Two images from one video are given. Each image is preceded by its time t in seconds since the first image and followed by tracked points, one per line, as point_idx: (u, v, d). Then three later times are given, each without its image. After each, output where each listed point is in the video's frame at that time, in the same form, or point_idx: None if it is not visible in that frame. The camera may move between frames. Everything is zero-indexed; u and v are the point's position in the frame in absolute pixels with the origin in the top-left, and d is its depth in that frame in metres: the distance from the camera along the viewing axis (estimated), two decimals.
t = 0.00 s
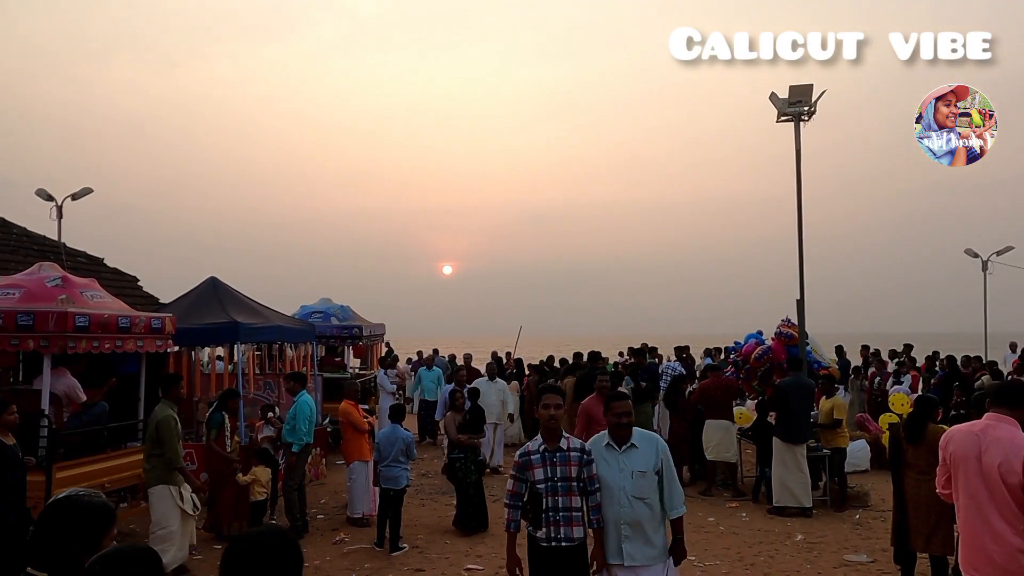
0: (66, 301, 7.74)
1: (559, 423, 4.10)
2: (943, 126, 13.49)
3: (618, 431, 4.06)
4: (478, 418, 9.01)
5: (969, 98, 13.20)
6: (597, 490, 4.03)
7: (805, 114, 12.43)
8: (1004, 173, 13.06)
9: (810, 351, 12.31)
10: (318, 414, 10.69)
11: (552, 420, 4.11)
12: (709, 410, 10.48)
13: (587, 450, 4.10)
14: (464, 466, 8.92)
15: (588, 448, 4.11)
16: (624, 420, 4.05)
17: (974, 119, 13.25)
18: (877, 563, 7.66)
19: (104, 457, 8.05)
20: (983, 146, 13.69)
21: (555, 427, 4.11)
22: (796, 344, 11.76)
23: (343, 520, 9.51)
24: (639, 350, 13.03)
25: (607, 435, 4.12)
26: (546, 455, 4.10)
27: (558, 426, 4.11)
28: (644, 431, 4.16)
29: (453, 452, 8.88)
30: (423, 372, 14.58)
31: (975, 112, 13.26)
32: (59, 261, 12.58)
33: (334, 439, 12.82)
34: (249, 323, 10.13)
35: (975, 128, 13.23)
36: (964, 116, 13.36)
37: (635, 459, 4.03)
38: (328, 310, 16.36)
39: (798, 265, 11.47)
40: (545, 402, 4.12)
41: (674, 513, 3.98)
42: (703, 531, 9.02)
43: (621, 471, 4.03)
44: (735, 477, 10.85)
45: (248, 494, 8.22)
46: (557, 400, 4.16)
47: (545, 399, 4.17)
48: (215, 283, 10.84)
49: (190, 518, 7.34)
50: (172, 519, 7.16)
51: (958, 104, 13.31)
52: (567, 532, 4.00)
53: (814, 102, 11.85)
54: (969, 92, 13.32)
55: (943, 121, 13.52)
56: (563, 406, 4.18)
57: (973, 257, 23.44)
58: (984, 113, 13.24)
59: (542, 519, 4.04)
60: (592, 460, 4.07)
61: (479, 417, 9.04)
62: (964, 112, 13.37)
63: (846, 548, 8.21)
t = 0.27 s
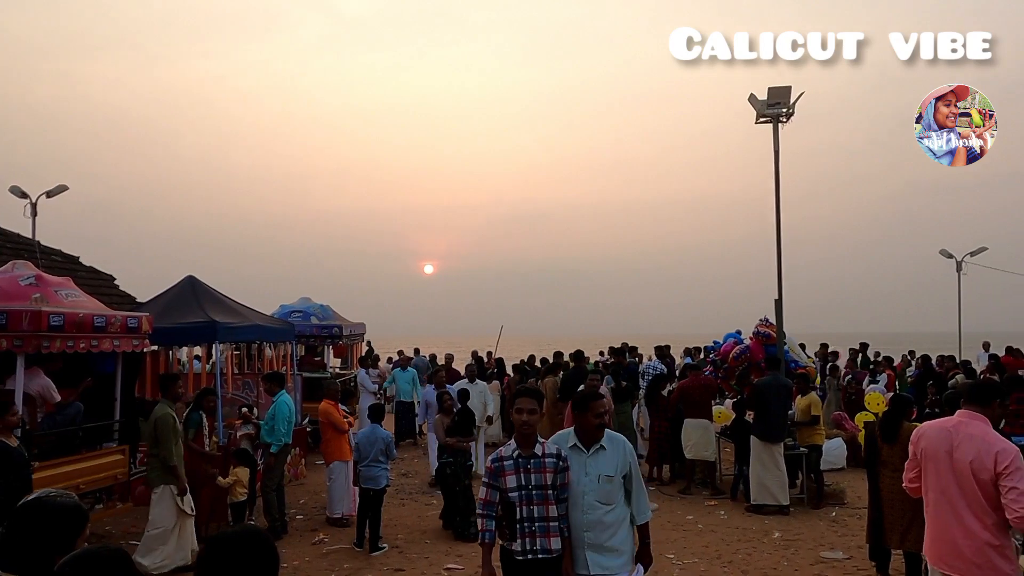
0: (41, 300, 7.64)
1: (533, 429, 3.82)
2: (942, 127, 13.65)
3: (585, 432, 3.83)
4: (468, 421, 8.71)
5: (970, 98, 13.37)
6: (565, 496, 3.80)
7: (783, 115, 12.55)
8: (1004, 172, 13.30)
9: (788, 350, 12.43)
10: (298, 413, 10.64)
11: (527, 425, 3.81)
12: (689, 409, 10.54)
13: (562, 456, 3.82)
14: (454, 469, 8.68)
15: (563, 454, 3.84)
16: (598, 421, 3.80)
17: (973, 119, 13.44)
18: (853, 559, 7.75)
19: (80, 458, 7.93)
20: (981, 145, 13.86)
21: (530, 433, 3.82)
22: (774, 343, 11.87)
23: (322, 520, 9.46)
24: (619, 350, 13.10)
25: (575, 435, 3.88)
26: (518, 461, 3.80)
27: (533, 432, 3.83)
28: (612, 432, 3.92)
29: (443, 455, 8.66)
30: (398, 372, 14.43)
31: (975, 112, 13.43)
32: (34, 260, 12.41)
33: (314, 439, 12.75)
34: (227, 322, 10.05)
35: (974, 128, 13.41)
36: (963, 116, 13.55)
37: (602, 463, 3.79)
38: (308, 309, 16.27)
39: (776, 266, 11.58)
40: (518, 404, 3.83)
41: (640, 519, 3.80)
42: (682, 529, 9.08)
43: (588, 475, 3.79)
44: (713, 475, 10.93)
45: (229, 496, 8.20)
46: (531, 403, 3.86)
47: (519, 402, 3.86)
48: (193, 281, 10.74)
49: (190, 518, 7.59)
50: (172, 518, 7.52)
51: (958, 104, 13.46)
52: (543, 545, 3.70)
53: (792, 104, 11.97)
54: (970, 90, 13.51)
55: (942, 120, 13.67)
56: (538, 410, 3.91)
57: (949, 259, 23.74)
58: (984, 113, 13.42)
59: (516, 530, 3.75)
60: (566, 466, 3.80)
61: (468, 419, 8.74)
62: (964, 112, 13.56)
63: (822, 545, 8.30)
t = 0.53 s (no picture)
0: (14, 299, 7.53)
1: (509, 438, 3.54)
2: (944, 127, 13.86)
3: (562, 444, 3.60)
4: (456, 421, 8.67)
5: (969, 98, 13.54)
6: (538, 514, 3.53)
7: (762, 117, 12.66)
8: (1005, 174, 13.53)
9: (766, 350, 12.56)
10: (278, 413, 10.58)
11: (499, 435, 3.53)
12: (669, 408, 10.60)
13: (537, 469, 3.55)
14: (442, 471, 8.52)
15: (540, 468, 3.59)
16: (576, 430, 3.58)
17: (973, 119, 13.61)
18: (830, 556, 7.84)
19: (56, 459, 7.81)
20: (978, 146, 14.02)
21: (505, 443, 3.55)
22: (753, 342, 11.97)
23: (302, 521, 9.40)
24: (600, 350, 13.16)
25: (552, 447, 3.65)
26: (488, 475, 3.52)
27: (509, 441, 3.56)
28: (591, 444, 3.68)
29: (431, 456, 8.54)
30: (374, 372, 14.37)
31: (977, 111, 13.58)
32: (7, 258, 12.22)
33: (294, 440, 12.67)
34: (206, 322, 9.96)
35: (974, 128, 13.57)
36: (964, 116, 13.73)
37: (579, 479, 3.55)
38: (288, 309, 16.17)
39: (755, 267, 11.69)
40: (489, 412, 3.55)
41: (619, 540, 3.51)
42: (662, 528, 9.13)
43: (564, 490, 3.55)
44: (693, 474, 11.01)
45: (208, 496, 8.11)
46: (504, 410, 3.59)
47: (489, 410, 3.58)
48: (171, 280, 10.63)
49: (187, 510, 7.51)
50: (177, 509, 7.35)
51: (964, 103, 13.63)
52: (510, 566, 3.41)
53: (771, 106, 12.08)
54: (972, 88, 13.63)
55: (943, 120, 13.91)
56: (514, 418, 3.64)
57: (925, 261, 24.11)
58: (983, 113, 13.59)
59: (482, 548, 3.48)
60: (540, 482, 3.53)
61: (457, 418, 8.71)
62: (965, 112, 13.73)
63: (800, 542, 8.39)
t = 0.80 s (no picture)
0: None
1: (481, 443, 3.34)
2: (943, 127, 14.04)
3: (535, 442, 3.58)
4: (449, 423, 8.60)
5: (969, 99, 13.72)
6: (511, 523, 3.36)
7: (745, 118, 12.74)
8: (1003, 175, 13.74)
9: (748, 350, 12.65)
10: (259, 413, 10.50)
11: (470, 441, 3.33)
12: (652, 407, 10.64)
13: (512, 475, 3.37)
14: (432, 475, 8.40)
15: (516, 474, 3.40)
16: (546, 424, 3.59)
17: (974, 119, 13.78)
18: (810, 554, 7.90)
19: (34, 460, 7.70)
20: (978, 146, 14.22)
21: (477, 448, 3.36)
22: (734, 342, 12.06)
23: (284, 522, 9.34)
24: (583, 349, 13.19)
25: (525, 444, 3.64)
26: (458, 481, 3.36)
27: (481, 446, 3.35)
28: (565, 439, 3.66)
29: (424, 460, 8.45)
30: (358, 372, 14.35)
31: (975, 112, 13.74)
32: None
33: (276, 440, 12.60)
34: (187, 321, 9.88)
35: (975, 128, 13.74)
36: (963, 116, 13.90)
37: (553, 477, 3.54)
38: (270, 308, 16.05)
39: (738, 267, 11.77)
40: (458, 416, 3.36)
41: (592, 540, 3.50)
42: (645, 526, 9.17)
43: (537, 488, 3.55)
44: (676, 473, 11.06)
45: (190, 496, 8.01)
46: (476, 412, 3.36)
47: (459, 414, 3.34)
48: (151, 279, 10.52)
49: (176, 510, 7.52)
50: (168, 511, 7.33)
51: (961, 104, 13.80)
52: None
53: (754, 107, 12.16)
54: (968, 90, 13.74)
55: (942, 122, 14.09)
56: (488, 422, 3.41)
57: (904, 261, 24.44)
58: (983, 113, 13.77)
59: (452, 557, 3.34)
60: (515, 489, 3.34)
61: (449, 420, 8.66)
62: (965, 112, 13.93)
63: (781, 540, 8.45)
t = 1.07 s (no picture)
0: None
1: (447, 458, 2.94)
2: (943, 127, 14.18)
3: (480, 449, 3.53)
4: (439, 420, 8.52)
5: (969, 99, 13.87)
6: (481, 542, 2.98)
7: (724, 119, 12.82)
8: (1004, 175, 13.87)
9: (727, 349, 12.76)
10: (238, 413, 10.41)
11: (435, 456, 2.92)
12: (631, 406, 10.68)
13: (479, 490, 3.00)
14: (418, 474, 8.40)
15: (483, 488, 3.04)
16: (486, 431, 3.51)
17: (974, 119, 13.94)
18: (788, 552, 7.98)
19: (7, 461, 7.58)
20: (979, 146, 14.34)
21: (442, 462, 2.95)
22: (713, 341, 12.15)
23: (262, 522, 9.27)
24: (564, 348, 13.24)
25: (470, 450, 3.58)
26: (419, 500, 2.93)
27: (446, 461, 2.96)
28: (509, 445, 3.62)
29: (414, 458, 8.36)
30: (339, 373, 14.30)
31: (977, 111, 13.94)
32: None
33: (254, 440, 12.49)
34: (164, 321, 9.77)
35: (974, 128, 13.91)
36: (964, 115, 13.98)
37: (498, 484, 3.51)
38: (249, 307, 15.93)
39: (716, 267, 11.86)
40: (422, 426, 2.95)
41: (542, 549, 3.47)
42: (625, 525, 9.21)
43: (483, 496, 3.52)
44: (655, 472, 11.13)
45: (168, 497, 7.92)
46: (440, 423, 2.98)
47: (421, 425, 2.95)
48: (127, 278, 10.39)
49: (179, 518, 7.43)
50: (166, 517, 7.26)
51: (961, 102, 13.86)
52: None
53: (733, 108, 12.25)
54: (967, 90, 13.79)
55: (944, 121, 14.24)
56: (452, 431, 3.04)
57: (880, 262, 24.76)
58: (983, 113, 13.94)
59: None
60: (483, 504, 2.99)
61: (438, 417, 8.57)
62: (966, 111, 14.07)
63: (759, 538, 8.53)
